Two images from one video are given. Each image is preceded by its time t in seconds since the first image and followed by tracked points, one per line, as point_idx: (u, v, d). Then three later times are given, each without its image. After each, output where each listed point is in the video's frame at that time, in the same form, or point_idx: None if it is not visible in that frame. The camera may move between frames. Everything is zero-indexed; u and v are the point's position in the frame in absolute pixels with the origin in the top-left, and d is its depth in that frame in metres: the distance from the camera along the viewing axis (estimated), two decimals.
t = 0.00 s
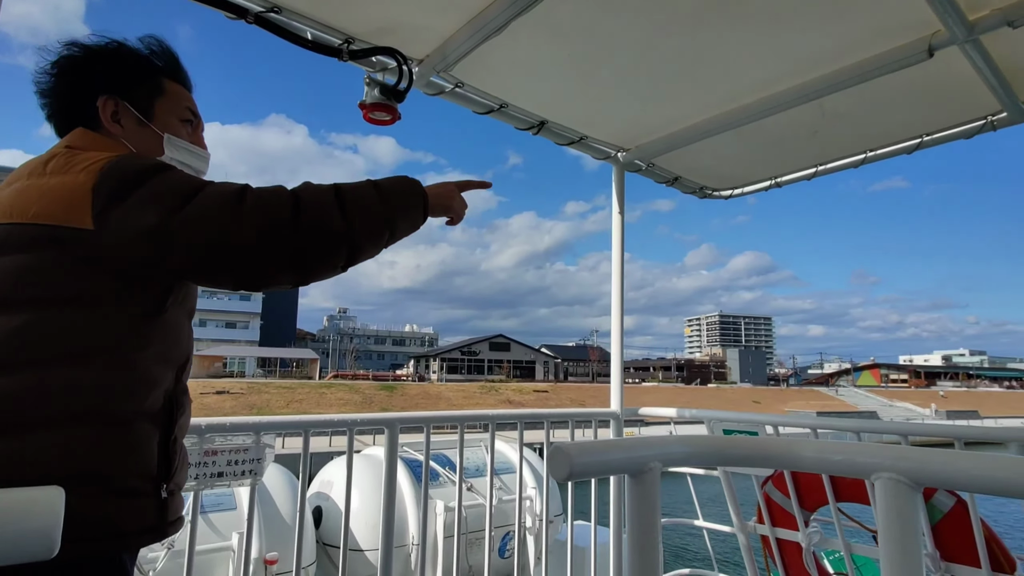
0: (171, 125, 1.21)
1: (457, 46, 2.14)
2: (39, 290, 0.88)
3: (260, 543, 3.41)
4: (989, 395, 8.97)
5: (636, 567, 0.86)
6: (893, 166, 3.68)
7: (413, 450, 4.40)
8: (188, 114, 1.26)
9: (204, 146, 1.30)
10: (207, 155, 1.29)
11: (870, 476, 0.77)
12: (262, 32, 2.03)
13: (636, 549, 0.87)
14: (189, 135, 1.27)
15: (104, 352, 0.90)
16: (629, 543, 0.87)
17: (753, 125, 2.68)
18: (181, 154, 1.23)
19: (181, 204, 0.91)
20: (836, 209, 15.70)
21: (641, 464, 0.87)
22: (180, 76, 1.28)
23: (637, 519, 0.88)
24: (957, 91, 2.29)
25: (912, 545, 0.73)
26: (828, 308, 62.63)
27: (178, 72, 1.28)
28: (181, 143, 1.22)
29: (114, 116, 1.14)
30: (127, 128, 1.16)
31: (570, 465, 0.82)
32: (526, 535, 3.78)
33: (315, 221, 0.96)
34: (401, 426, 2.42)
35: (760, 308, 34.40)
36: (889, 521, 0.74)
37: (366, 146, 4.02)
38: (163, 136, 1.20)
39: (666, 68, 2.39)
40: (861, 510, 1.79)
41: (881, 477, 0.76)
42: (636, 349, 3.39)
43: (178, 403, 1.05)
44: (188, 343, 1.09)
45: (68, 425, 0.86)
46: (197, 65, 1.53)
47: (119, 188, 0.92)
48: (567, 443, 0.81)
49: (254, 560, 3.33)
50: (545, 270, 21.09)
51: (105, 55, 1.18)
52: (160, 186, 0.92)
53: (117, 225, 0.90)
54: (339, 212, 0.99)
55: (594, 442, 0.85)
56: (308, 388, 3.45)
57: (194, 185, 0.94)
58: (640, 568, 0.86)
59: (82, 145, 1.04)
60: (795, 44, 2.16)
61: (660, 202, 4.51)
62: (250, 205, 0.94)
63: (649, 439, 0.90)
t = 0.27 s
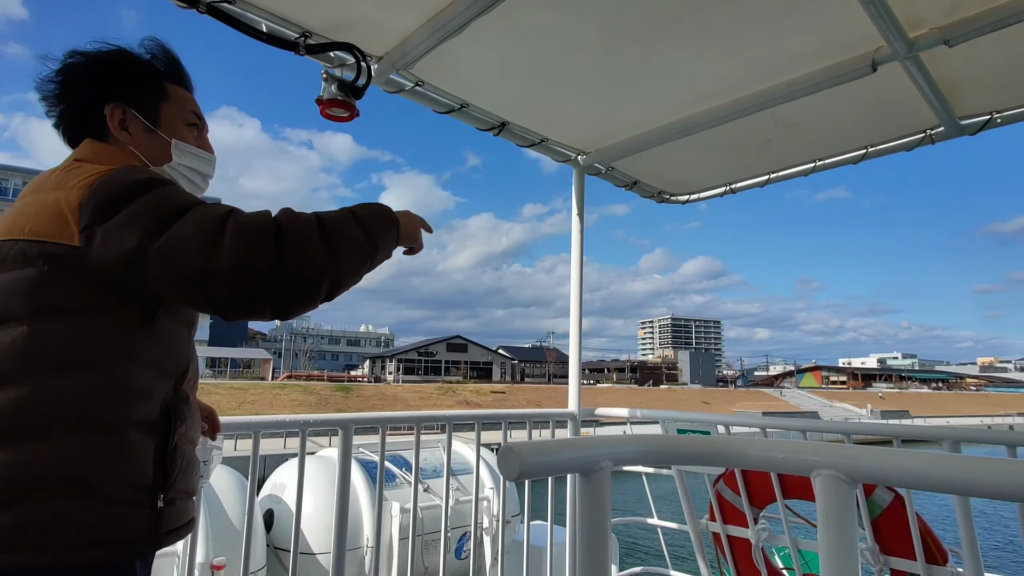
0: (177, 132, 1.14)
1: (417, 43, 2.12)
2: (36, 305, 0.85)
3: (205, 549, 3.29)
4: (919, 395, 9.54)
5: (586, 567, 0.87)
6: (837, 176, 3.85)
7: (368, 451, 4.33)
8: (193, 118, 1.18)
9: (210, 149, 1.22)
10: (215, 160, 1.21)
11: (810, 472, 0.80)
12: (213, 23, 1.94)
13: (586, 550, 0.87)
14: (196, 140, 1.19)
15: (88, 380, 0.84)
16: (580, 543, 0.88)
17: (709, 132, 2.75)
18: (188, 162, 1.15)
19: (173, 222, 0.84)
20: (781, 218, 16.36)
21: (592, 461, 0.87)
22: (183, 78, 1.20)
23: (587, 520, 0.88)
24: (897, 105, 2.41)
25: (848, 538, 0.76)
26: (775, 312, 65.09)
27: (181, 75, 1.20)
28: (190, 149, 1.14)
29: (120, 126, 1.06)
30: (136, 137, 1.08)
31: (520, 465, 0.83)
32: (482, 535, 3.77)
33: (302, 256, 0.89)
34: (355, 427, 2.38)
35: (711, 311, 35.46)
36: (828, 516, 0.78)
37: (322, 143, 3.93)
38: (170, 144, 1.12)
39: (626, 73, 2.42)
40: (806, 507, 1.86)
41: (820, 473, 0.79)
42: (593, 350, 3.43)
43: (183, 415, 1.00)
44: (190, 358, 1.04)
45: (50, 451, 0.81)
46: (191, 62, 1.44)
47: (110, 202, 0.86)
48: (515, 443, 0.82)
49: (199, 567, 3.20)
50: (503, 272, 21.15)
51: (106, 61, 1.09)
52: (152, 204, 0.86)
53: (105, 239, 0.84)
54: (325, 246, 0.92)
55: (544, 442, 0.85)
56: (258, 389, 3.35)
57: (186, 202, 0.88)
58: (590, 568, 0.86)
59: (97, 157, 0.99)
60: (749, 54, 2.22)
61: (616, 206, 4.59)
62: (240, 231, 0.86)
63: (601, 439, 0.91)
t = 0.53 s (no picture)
0: (206, 144, 1.31)
1: (378, 35, 2.07)
2: (66, 314, 0.96)
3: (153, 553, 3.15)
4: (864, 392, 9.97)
5: (543, 561, 0.87)
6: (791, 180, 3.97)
7: (326, 450, 4.23)
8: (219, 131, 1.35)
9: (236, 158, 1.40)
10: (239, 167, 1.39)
11: (763, 466, 0.82)
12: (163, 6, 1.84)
13: (543, 545, 0.87)
14: (223, 150, 1.36)
15: (107, 394, 0.94)
16: (537, 539, 0.87)
17: (671, 132, 2.79)
18: (215, 170, 1.33)
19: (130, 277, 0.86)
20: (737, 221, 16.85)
21: (550, 458, 0.87)
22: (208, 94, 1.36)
23: (544, 515, 0.88)
24: (850, 111, 2.50)
25: (798, 529, 0.79)
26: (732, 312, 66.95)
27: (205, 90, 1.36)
28: (217, 159, 1.32)
29: (156, 141, 1.23)
30: (169, 151, 1.25)
31: (476, 461, 0.81)
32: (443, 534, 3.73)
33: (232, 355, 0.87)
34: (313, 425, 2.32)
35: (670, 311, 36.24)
36: (780, 508, 0.80)
37: (279, 135, 3.82)
38: (201, 155, 1.30)
39: (591, 71, 2.44)
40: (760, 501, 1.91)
41: (772, 466, 0.81)
42: (556, 348, 3.44)
43: (214, 409, 1.08)
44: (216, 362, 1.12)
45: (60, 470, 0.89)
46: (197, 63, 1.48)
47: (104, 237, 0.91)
48: (472, 437, 0.80)
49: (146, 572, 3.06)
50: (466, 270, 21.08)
51: (138, 82, 1.25)
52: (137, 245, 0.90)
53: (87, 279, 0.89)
54: (252, 355, 0.89)
55: (501, 438, 0.84)
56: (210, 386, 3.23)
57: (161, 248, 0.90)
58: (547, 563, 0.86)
59: (128, 172, 1.10)
60: (710, 56, 2.27)
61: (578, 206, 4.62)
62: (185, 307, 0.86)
63: (560, 434, 0.91)
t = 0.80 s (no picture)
0: (230, 155, 1.41)
1: (340, 26, 2.03)
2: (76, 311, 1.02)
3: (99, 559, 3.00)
4: (815, 389, 10.34)
5: (502, 559, 0.87)
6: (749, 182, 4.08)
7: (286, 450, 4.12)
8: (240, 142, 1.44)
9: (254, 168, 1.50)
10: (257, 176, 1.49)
11: (719, 461, 0.84)
12: None
13: (502, 542, 0.88)
14: (244, 161, 1.46)
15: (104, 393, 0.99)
16: (496, 536, 0.88)
17: (636, 132, 2.82)
18: (238, 180, 1.43)
19: (67, 316, 0.91)
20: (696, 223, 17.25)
21: (508, 454, 0.87)
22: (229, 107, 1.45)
23: (504, 512, 0.89)
24: (807, 114, 2.58)
25: (752, 522, 0.81)
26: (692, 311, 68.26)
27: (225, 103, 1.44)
28: (239, 169, 1.42)
29: (184, 153, 1.31)
30: (195, 162, 1.33)
31: (431, 457, 0.81)
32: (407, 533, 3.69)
33: (105, 435, 0.86)
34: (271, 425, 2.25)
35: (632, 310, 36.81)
36: (734, 501, 0.82)
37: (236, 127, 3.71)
38: (225, 166, 1.39)
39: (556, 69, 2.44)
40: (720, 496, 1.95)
41: (728, 462, 0.83)
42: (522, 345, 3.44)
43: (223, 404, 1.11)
44: (228, 361, 1.14)
45: (49, 475, 0.96)
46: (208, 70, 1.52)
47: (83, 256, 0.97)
48: (428, 434, 0.80)
49: None
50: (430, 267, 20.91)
51: (165, 95, 1.31)
52: (94, 277, 0.94)
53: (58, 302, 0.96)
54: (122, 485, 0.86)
55: (458, 436, 0.84)
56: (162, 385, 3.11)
57: (114, 284, 0.93)
58: (506, 561, 0.86)
59: (153, 184, 1.18)
60: (674, 57, 2.31)
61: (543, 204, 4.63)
62: (84, 368, 0.88)
63: (519, 432, 0.92)
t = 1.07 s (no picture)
0: (251, 168, 1.41)
1: (304, 18, 1.98)
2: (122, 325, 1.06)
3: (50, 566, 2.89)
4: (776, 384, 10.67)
5: (469, 555, 0.87)
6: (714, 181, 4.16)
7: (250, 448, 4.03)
8: (262, 154, 1.44)
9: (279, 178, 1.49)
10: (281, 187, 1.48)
11: (682, 456, 0.86)
12: None
13: (469, 538, 0.88)
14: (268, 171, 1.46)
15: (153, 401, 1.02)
16: (462, 532, 0.88)
17: (605, 130, 2.85)
18: (260, 192, 1.43)
19: (108, 336, 0.93)
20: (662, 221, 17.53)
21: (475, 452, 0.88)
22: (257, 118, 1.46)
23: (471, 508, 0.89)
24: (772, 115, 2.65)
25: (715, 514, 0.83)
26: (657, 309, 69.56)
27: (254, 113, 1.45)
28: (256, 182, 1.41)
29: (203, 168, 1.34)
30: (214, 176, 1.35)
31: (396, 456, 0.81)
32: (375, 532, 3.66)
33: (136, 458, 0.87)
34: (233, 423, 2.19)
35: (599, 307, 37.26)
36: (696, 494, 0.84)
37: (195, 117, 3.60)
38: (246, 178, 1.40)
39: (527, 65, 2.45)
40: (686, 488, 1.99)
41: (691, 456, 0.85)
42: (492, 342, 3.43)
43: (258, 408, 1.12)
44: (260, 370, 1.15)
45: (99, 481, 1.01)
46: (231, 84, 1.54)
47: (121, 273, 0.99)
48: (394, 432, 0.80)
49: None
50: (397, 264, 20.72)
51: (188, 112, 1.35)
52: (132, 296, 0.95)
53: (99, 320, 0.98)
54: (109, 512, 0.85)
55: (422, 433, 0.84)
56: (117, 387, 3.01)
57: (151, 304, 0.94)
58: (472, 557, 0.87)
59: (182, 198, 1.20)
60: (642, 57, 2.33)
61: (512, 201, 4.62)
62: (119, 390, 0.89)
63: (486, 428, 0.92)
